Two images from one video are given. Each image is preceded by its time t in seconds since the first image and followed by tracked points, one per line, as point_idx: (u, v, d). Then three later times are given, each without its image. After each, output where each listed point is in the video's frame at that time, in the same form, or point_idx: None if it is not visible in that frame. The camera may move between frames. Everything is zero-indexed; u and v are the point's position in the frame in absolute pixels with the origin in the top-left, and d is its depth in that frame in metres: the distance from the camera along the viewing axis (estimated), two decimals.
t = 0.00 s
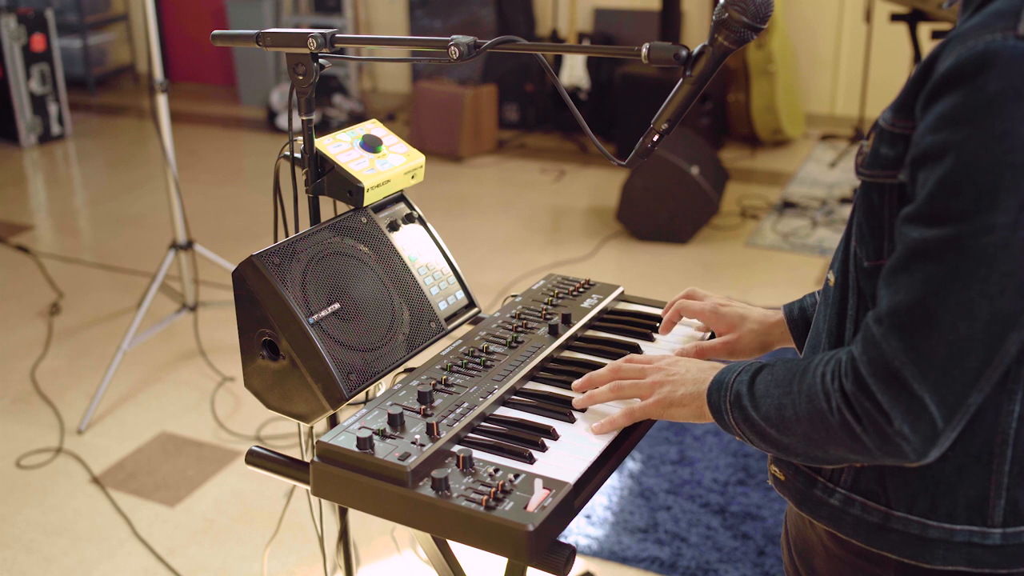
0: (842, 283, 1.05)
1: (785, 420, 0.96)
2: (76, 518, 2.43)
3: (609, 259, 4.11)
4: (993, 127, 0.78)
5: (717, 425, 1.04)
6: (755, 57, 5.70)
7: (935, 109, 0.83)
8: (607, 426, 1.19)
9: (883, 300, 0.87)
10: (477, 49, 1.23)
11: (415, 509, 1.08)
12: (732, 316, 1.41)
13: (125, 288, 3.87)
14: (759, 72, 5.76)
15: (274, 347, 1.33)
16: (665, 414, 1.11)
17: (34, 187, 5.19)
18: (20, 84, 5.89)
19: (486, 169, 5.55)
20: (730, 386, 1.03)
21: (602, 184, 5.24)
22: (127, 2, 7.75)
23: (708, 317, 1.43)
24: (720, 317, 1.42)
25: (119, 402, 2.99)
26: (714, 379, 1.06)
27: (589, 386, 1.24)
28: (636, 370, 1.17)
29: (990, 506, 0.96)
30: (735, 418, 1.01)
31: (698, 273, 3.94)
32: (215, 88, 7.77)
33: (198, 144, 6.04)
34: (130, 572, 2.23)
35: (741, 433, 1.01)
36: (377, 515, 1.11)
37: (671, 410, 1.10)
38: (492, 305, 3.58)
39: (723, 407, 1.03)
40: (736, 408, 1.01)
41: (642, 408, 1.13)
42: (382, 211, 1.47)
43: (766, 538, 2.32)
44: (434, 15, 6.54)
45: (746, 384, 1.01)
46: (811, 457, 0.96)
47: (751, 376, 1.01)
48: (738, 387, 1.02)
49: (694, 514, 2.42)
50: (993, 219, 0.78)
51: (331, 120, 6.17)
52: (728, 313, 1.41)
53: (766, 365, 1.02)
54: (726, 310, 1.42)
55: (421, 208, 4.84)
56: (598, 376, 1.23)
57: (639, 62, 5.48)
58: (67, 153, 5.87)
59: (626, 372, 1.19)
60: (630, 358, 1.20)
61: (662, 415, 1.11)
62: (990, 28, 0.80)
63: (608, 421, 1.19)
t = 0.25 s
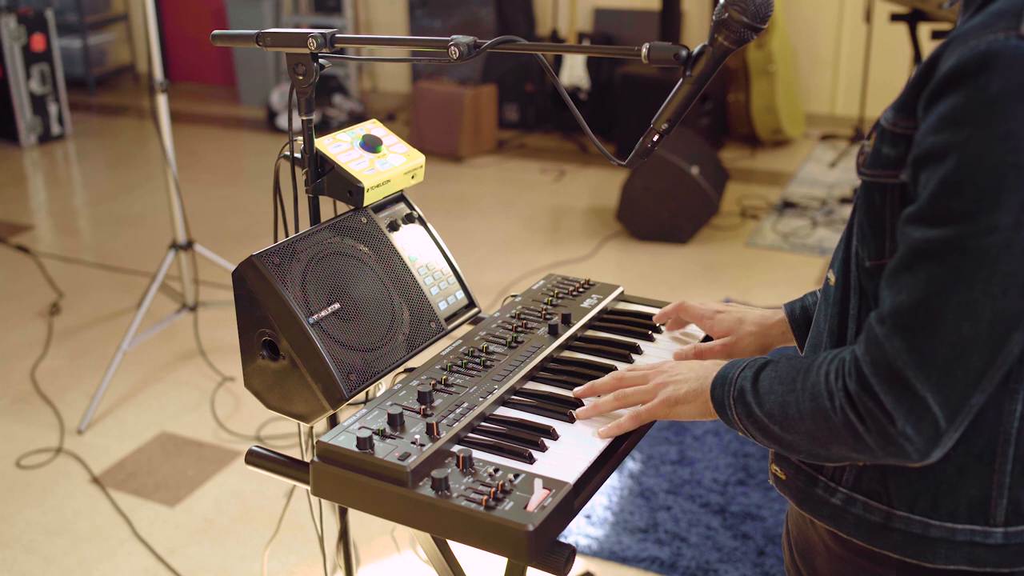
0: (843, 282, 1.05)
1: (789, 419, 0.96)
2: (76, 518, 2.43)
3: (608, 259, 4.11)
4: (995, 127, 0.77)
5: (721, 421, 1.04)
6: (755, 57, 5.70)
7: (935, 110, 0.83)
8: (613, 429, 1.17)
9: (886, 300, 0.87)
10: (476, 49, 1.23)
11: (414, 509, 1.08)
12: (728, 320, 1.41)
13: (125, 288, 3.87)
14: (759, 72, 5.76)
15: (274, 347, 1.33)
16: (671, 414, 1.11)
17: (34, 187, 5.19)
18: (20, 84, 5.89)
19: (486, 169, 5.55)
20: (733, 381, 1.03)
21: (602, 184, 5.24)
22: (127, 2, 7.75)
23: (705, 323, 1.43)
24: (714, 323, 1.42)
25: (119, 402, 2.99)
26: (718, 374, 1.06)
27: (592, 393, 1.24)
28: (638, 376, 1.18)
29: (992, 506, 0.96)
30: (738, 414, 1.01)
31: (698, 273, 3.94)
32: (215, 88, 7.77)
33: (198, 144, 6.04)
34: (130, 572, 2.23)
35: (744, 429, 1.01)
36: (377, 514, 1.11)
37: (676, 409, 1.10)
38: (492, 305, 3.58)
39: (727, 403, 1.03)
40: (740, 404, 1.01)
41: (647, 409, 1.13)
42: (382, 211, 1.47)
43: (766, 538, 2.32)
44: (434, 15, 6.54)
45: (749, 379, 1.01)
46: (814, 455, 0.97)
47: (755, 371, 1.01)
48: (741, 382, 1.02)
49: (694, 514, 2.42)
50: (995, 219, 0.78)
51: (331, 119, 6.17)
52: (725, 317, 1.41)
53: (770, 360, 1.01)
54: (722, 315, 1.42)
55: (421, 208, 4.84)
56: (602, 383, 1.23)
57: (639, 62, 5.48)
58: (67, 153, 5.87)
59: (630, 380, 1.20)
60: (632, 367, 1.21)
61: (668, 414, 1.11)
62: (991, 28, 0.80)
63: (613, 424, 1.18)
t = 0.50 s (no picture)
0: (835, 270, 1.05)
1: (787, 404, 0.96)
2: (76, 518, 2.43)
3: (608, 259, 4.11)
4: (990, 116, 0.77)
5: (719, 405, 1.03)
6: (755, 56, 5.70)
7: (932, 98, 0.83)
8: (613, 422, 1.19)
9: (882, 286, 0.87)
10: (477, 49, 1.23)
11: (414, 509, 1.08)
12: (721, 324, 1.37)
13: (125, 288, 3.87)
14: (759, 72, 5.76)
15: (274, 347, 1.33)
16: (669, 402, 1.11)
17: (34, 187, 5.19)
18: (20, 84, 5.89)
19: (486, 169, 5.55)
20: (731, 364, 1.02)
21: (602, 184, 5.24)
22: (127, 2, 7.76)
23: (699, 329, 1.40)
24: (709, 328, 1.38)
25: (119, 402, 2.99)
26: (715, 359, 1.05)
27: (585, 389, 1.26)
28: (630, 369, 1.20)
29: (979, 495, 0.96)
30: (736, 398, 1.01)
31: (698, 273, 3.94)
32: (215, 88, 7.77)
33: (198, 144, 6.04)
34: (130, 572, 2.23)
35: (743, 413, 1.01)
36: (377, 514, 1.11)
37: (674, 398, 1.10)
38: (492, 305, 3.58)
39: (725, 387, 1.02)
40: (738, 389, 1.00)
41: (643, 399, 1.14)
42: (382, 211, 1.47)
43: (766, 538, 2.32)
44: (434, 15, 6.53)
45: (748, 363, 1.01)
46: (812, 439, 0.96)
47: (753, 356, 1.01)
48: (739, 366, 1.01)
49: (694, 514, 2.42)
50: (990, 207, 0.78)
51: (331, 120, 6.16)
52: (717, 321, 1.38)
53: (767, 346, 1.01)
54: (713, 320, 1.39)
55: (421, 208, 4.84)
56: (594, 379, 1.25)
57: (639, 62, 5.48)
58: (67, 152, 5.87)
59: (623, 372, 1.21)
60: (622, 360, 1.23)
61: (667, 403, 1.11)
62: (988, 17, 0.80)
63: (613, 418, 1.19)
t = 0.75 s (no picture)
0: (835, 261, 1.05)
1: (780, 391, 0.95)
2: (76, 518, 2.43)
3: (609, 259, 4.11)
4: (979, 99, 0.78)
5: (716, 408, 1.03)
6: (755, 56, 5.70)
7: (923, 82, 0.83)
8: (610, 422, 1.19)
9: (873, 268, 0.87)
10: (477, 49, 1.23)
11: (414, 509, 1.08)
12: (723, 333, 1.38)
13: (125, 288, 3.87)
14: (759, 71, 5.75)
15: (274, 347, 1.33)
16: (665, 407, 1.11)
17: (34, 187, 5.19)
18: (20, 84, 5.89)
19: (486, 169, 5.55)
20: (727, 365, 1.02)
21: (602, 184, 5.24)
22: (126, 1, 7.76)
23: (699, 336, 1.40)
24: (710, 336, 1.39)
25: (119, 402, 2.99)
26: (712, 362, 1.05)
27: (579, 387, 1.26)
28: (626, 369, 1.20)
29: (969, 487, 0.96)
30: (731, 397, 1.00)
31: (698, 273, 3.94)
32: (215, 87, 7.78)
33: (198, 144, 6.04)
34: (130, 572, 2.23)
35: (740, 415, 1.00)
36: (376, 513, 1.11)
37: (669, 403, 1.10)
38: (492, 305, 3.58)
39: (720, 387, 1.02)
40: (734, 389, 1.00)
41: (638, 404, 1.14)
42: (382, 211, 1.47)
43: (766, 538, 2.32)
44: (434, 15, 6.52)
45: (743, 361, 1.00)
46: (805, 428, 0.96)
47: (748, 354, 1.00)
48: (734, 364, 1.01)
49: (694, 514, 2.42)
50: (976, 189, 0.79)
51: (331, 120, 6.16)
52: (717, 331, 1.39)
53: (761, 346, 1.00)
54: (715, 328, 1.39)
55: (421, 208, 4.84)
56: (589, 377, 1.25)
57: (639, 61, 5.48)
58: (67, 152, 5.87)
59: (618, 372, 1.22)
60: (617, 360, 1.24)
61: (661, 407, 1.11)
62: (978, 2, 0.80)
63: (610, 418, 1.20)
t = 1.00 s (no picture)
0: (834, 262, 1.05)
1: (776, 388, 0.95)
2: (76, 518, 2.43)
3: (609, 259, 4.11)
4: (986, 103, 0.78)
5: (709, 395, 1.03)
6: (755, 56, 5.70)
7: (930, 85, 0.83)
8: (604, 418, 1.20)
9: (875, 270, 0.87)
10: (476, 49, 1.23)
11: (413, 508, 1.08)
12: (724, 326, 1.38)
13: (125, 288, 3.87)
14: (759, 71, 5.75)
15: (274, 347, 1.33)
16: (658, 396, 1.11)
17: (34, 187, 5.19)
18: (20, 84, 5.89)
19: (486, 169, 5.55)
20: (721, 354, 1.02)
21: (602, 184, 5.24)
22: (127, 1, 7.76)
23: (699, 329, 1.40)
24: (712, 330, 1.39)
25: (119, 402, 2.99)
26: (705, 348, 1.05)
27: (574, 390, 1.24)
28: (618, 362, 1.19)
29: (969, 487, 0.96)
30: (725, 387, 1.00)
31: (698, 273, 3.94)
32: (215, 88, 7.78)
33: (198, 144, 6.04)
34: (130, 572, 2.23)
35: (732, 403, 1.00)
36: (373, 512, 1.11)
37: (662, 392, 1.10)
38: (492, 305, 3.58)
39: (714, 376, 1.02)
40: (728, 378, 1.00)
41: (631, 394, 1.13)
42: (382, 211, 1.47)
43: (766, 538, 2.32)
44: (434, 15, 6.52)
45: (737, 351, 1.00)
46: (801, 426, 0.96)
47: (743, 344, 1.00)
48: (729, 354, 1.01)
49: (694, 514, 2.42)
50: (981, 193, 0.79)
51: (331, 120, 6.16)
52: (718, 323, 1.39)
53: (759, 335, 1.00)
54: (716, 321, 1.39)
55: (421, 208, 4.84)
56: (580, 377, 1.23)
57: (639, 62, 5.48)
58: (67, 152, 5.87)
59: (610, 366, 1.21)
60: (609, 354, 1.23)
61: (654, 398, 1.11)
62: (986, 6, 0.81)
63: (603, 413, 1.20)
